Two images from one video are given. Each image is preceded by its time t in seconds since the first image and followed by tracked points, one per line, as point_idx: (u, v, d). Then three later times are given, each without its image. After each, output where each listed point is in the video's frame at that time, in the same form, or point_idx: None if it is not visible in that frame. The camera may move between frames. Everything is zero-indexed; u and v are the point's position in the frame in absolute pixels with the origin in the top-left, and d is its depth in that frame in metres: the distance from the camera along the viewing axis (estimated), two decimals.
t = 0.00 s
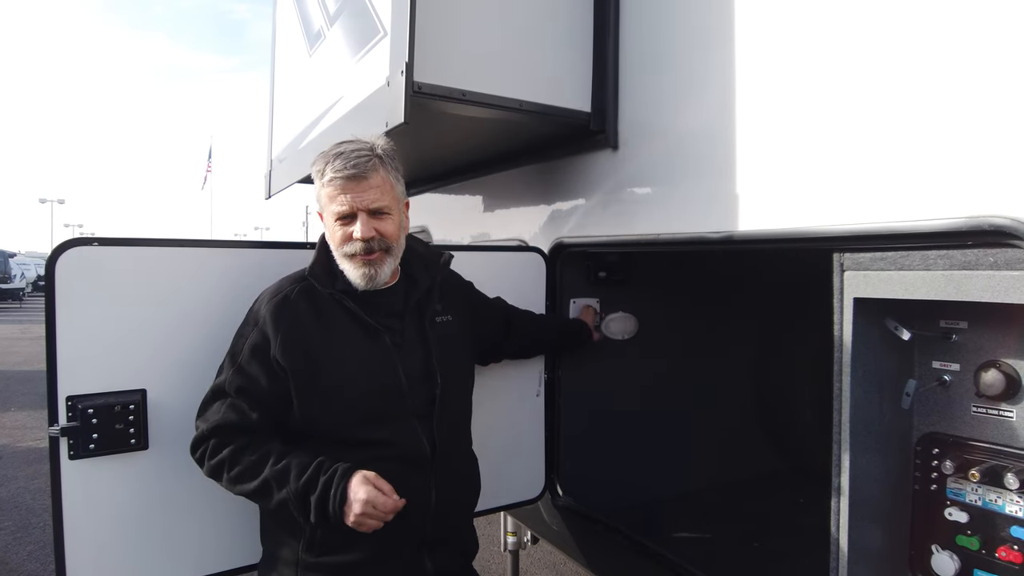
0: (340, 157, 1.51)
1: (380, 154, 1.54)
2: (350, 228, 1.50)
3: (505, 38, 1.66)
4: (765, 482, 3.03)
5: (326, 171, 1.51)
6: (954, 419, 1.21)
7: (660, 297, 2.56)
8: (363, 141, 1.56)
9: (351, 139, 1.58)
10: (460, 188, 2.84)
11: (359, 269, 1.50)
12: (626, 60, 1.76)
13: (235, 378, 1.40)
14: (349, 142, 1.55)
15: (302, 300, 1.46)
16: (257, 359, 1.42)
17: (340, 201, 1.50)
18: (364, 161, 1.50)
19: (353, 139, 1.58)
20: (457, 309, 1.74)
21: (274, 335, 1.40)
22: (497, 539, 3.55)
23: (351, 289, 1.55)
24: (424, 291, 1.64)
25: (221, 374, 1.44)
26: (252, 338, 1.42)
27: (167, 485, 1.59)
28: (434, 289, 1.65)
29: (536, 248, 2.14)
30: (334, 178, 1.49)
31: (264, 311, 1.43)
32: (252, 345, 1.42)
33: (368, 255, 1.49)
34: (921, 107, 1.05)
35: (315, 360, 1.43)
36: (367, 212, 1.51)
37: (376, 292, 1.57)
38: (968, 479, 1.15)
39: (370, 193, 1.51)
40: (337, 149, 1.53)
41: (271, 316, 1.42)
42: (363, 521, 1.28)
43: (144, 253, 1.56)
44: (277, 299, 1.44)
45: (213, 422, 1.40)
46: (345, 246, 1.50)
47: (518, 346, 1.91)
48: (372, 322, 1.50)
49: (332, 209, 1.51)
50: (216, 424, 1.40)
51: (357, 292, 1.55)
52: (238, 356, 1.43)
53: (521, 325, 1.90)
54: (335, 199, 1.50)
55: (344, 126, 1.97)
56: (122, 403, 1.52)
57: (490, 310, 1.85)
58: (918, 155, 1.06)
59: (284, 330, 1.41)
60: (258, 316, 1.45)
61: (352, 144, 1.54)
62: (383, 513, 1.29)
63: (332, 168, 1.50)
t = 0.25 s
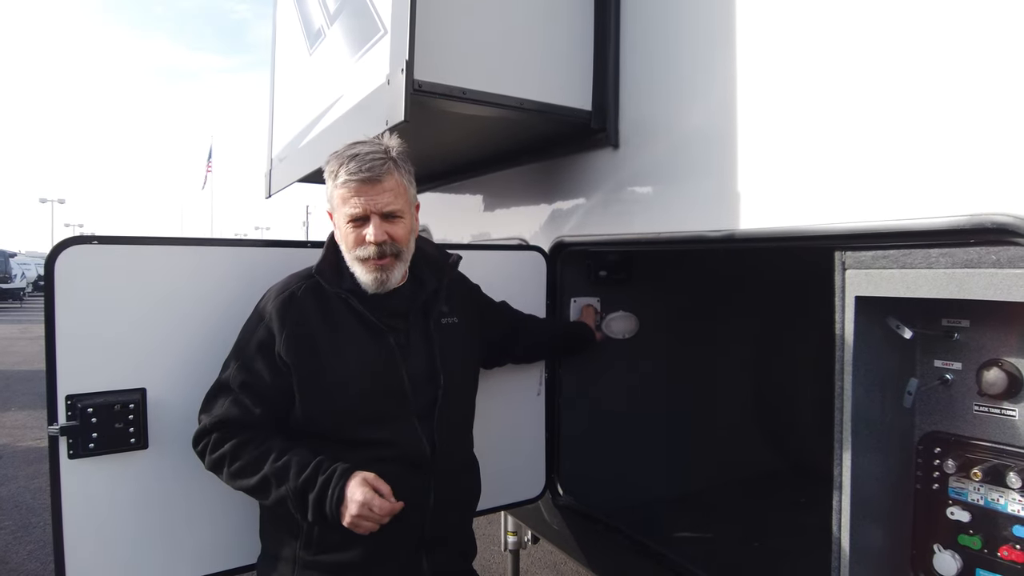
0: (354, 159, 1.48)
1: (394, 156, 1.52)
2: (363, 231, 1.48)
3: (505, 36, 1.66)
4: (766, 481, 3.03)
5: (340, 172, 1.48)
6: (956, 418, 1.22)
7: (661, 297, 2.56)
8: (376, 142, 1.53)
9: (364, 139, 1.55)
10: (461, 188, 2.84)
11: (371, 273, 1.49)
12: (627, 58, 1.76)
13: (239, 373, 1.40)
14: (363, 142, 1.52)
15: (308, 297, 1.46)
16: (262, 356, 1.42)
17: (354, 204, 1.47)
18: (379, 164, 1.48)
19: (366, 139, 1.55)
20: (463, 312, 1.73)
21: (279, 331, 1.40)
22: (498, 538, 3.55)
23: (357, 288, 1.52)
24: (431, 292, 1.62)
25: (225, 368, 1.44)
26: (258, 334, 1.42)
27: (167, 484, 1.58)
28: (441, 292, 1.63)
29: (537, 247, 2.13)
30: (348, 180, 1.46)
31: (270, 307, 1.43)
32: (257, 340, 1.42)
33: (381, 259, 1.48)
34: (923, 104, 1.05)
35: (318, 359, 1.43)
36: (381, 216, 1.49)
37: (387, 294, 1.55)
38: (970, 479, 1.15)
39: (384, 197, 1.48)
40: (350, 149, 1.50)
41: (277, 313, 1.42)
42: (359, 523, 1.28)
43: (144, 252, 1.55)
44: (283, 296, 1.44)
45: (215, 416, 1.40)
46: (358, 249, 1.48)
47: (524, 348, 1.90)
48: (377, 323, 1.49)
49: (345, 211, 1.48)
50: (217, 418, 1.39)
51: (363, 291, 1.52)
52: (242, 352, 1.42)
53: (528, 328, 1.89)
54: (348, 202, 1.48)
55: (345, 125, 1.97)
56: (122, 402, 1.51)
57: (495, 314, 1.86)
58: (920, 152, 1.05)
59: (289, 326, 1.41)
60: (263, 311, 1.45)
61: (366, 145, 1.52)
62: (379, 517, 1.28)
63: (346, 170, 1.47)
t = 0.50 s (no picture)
0: (360, 159, 1.47)
1: (399, 156, 1.51)
2: (368, 231, 1.48)
3: (507, 35, 1.65)
4: (767, 481, 3.03)
5: (345, 172, 1.47)
6: (959, 417, 1.22)
7: (664, 296, 2.56)
8: (381, 141, 1.53)
9: (369, 138, 1.55)
10: (462, 187, 2.84)
11: (376, 273, 1.48)
12: (629, 56, 1.75)
13: (244, 372, 1.40)
14: (368, 142, 1.51)
15: (313, 297, 1.46)
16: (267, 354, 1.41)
17: (359, 204, 1.47)
18: (385, 164, 1.47)
19: (371, 139, 1.54)
20: (467, 311, 1.73)
21: (284, 330, 1.40)
22: (499, 538, 3.55)
23: (362, 288, 1.53)
24: (436, 292, 1.62)
25: (230, 367, 1.43)
26: (262, 333, 1.42)
27: (168, 483, 1.58)
28: (446, 291, 1.64)
29: (538, 246, 2.13)
30: (353, 180, 1.46)
31: (276, 306, 1.43)
32: (262, 338, 1.41)
33: (386, 259, 1.48)
34: (927, 101, 1.05)
35: (323, 358, 1.43)
36: (386, 216, 1.48)
37: (392, 293, 1.55)
38: (974, 477, 1.15)
39: (389, 197, 1.48)
40: (356, 149, 1.50)
41: (282, 312, 1.41)
42: (361, 524, 1.28)
43: (146, 250, 1.55)
44: (288, 295, 1.44)
45: (219, 415, 1.40)
46: (363, 249, 1.47)
47: (526, 350, 1.92)
48: (381, 323, 1.49)
49: (350, 211, 1.48)
50: (222, 417, 1.39)
51: (367, 291, 1.53)
52: (247, 351, 1.42)
53: (531, 328, 1.89)
54: (354, 202, 1.47)
55: (346, 124, 1.97)
56: (123, 401, 1.51)
57: (498, 314, 1.86)
58: (924, 150, 1.05)
59: (294, 325, 1.41)
60: (268, 310, 1.45)
61: (371, 145, 1.51)
62: (382, 518, 1.27)
63: (351, 170, 1.46)
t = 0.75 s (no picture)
0: (364, 155, 1.47)
1: (402, 152, 1.51)
2: (372, 228, 1.47)
3: (510, 33, 1.65)
4: (769, 481, 3.03)
5: (349, 168, 1.47)
6: (963, 416, 1.22)
7: (666, 295, 2.56)
8: (385, 138, 1.52)
9: (373, 135, 1.54)
10: (463, 186, 2.83)
11: (380, 270, 1.48)
12: (631, 55, 1.75)
13: (248, 369, 1.39)
14: (372, 139, 1.51)
15: (317, 295, 1.46)
16: (270, 352, 1.41)
17: (363, 201, 1.46)
18: (389, 161, 1.47)
19: (375, 135, 1.54)
20: (471, 309, 1.73)
21: (287, 328, 1.40)
22: (500, 538, 3.55)
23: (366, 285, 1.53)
24: (440, 290, 1.62)
25: (233, 365, 1.43)
26: (266, 331, 1.42)
27: (170, 483, 1.58)
28: (449, 289, 1.63)
29: (540, 245, 2.13)
30: (357, 177, 1.45)
31: (279, 304, 1.43)
32: (265, 336, 1.41)
33: (390, 256, 1.47)
34: (932, 99, 1.04)
35: (327, 356, 1.42)
36: (390, 213, 1.48)
37: (395, 291, 1.54)
38: (979, 476, 1.14)
39: (394, 194, 1.48)
40: (360, 146, 1.49)
41: (286, 309, 1.41)
42: (364, 522, 1.27)
43: (147, 249, 1.55)
44: (292, 293, 1.43)
45: (223, 413, 1.39)
46: (367, 246, 1.47)
47: (530, 347, 1.90)
48: (385, 321, 1.48)
49: (354, 208, 1.47)
50: (225, 415, 1.38)
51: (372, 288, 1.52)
52: (250, 349, 1.42)
53: (534, 327, 1.89)
54: (358, 199, 1.47)
55: (348, 122, 1.96)
56: (125, 401, 1.51)
57: (502, 311, 1.84)
58: (930, 148, 1.05)
59: (298, 323, 1.40)
60: (271, 308, 1.45)
61: (375, 141, 1.51)
62: (385, 517, 1.27)
63: (355, 167, 1.46)
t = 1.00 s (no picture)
0: (370, 154, 1.46)
1: (408, 152, 1.51)
2: (377, 227, 1.47)
3: (512, 32, 1.65)
4: (771, 481, 3.03)
5: (355, 167, 1.47)
6: (967, 415, 1.22)
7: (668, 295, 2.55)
8: (391, 137, 1.52)
9: (378, 134, 1.54)
10: (464, 185, 2.83)
11: (385, 269, 1.47)
12: (634, 54, 1.75)
13: (252, 370, 1.39)
14: (378, 138, 1.51)
15: (321, 294, 1.45)
16: (275, 352, 1.41)
17: (368, 200, 1.46)
18: (395, 160, 1.47)
19: (381, 134, 1.53)
20: (474, 308, 1.72)
21: (292, 328, 1.39)
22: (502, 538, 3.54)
23: (370, 285, 1.52)
24: (444, 289, 1.62)
25: (237, 365, 1.42)
26: (270, 331, 1.41)
27: (172, 484, 1.57)
28: (453, 289, 1.63)
29: (543, 244, 2.12)
30: (363, 176, 1.45)
31: (283, 303, 1.42)
32: (269, 336, 1.41)
33: (395, 255, 1.47)
34: (937, 98, 1.04)
35: (331, 356, 1.42)
36: (396, 212, 1.48)
37: (400, 291, 1.54)
38: (983, 476, 1.14)
39: (400, 193, 1.47)
40: (366, 145, 1.49)
41: (290, 309, 1.41)
42: (371, 524, 1.26)
43: (149, 248, 1.54)
44: (296, 293, 1.43)
45: (226, 413, 1.38)
46: (372, 245, 1.47)
47: (533, 348, 1.91)
48: (389, 321, 1.48)
49: (360, 207, 1.47)
50: (228, 415, 1.37)
51: (376, 288, 1.52)
52: (254, 349, 1.41)
53: (536, 326, 1.88)
54: (363, 198, 1.46)
55: (350, 121, 1.96)
56: (128, 401, 1.50)
57: (505, 311, 1.84)
58: (935, 146, 1.04)
59: (302, 323, 1.40)
60: (275, 307, 1.44)
61: (381, 140, 1.50)
62: (392, 518, 1.26)
63: (361, 166, 1.45)
